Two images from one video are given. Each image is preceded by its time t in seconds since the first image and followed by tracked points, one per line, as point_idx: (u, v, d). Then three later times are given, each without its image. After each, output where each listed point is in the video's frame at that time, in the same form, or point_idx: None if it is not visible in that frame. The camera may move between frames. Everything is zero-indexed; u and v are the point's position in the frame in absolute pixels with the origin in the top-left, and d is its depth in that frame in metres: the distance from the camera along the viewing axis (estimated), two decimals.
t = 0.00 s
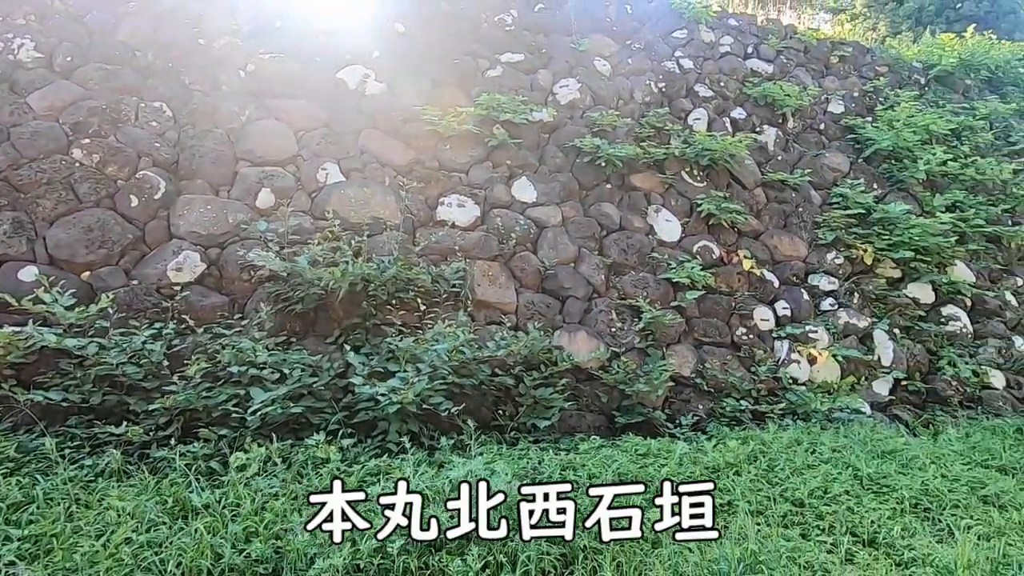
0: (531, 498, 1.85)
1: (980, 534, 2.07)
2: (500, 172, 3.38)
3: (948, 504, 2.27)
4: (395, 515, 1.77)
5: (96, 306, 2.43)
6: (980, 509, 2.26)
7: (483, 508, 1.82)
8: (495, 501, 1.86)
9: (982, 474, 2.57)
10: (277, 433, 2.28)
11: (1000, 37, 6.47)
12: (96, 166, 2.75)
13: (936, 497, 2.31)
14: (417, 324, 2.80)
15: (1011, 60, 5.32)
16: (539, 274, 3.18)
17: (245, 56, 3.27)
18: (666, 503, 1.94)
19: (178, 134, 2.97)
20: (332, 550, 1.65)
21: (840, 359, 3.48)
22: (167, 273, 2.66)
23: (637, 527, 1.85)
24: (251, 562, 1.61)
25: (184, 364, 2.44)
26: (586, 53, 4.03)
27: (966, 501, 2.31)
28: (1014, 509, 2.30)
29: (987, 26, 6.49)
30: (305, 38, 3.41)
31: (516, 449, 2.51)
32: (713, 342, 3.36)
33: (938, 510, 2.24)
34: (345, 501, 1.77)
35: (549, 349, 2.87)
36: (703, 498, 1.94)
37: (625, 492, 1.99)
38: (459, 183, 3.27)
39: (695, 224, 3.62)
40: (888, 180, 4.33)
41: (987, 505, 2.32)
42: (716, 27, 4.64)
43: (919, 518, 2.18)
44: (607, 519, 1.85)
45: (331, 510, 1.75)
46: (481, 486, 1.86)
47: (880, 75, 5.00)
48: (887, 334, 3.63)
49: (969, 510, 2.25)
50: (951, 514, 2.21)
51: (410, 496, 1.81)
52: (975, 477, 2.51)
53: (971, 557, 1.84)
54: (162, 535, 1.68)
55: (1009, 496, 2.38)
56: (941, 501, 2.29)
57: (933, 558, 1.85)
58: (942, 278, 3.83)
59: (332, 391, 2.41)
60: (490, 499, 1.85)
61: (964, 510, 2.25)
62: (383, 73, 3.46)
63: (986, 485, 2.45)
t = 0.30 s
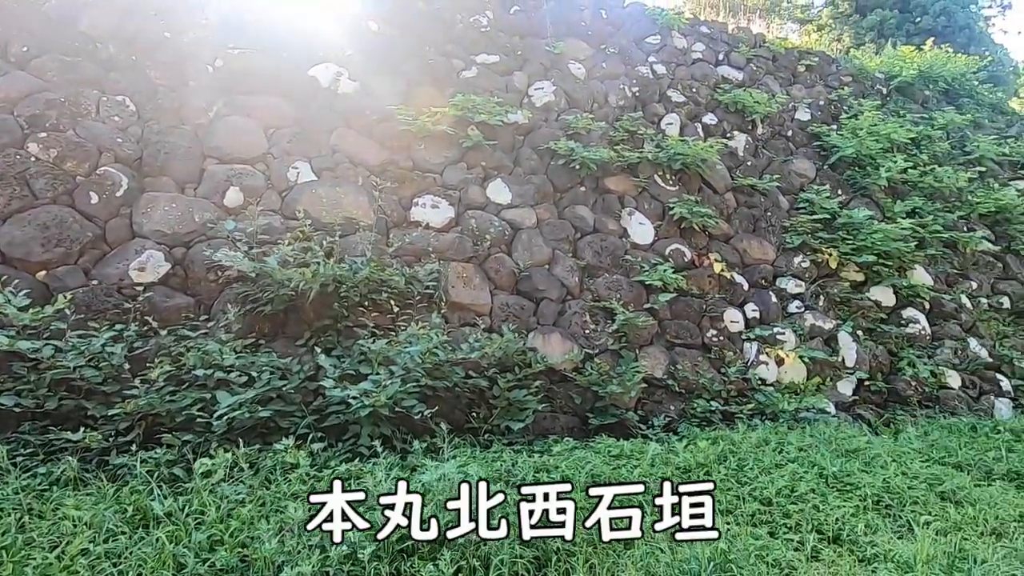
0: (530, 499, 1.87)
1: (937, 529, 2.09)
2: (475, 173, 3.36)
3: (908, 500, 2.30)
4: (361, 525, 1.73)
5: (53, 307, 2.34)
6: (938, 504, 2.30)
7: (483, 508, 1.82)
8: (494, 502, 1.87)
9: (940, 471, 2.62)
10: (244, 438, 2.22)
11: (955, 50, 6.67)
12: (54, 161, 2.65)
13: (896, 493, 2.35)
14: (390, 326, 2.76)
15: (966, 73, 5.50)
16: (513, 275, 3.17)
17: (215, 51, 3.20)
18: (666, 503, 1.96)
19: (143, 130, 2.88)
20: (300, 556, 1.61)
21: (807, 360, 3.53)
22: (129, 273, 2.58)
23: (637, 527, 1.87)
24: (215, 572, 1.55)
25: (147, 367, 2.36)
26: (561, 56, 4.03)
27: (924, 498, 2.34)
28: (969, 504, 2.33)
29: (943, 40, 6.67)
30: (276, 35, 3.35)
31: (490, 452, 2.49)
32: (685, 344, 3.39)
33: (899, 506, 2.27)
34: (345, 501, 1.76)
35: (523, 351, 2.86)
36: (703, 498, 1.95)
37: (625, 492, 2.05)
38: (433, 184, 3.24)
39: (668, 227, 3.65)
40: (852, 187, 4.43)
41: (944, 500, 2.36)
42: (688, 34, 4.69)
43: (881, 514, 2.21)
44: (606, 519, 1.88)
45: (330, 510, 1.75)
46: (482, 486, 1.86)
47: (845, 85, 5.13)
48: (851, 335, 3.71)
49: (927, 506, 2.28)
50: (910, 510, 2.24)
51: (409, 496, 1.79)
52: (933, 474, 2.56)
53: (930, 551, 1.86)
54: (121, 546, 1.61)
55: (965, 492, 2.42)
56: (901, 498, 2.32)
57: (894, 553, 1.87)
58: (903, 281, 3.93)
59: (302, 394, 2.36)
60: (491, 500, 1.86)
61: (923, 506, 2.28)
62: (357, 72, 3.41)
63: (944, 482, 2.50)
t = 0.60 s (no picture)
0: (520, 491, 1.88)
1: (904, 525, 2.11)
2: (454, 173, 3.33)
3: (877, 498, 2.33)
4: (336, 530, 1.70)
5: (13, 308, 2.26)
6: (905, 501, 2.33)
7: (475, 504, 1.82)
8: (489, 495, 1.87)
9: (907, 469, 2.66)
10: (215, 442, 2.17)
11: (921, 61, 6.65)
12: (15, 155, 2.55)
13: (866, 491, 2.38)
14: (366, 328, 2.73)
15: (932, 82, 5.64)
16: (491, 276, 3.15)
17: (186, 46, 3.12)
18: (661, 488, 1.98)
19: (109, 125, 2.79)
20: (271, 563, 1.57)
21: (780, 361, 3.58)
22: (95, 272, 2.50)
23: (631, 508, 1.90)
24: None
25: (113, 369, 2.29)
26: (540, 57, 4.03)
27: (892, 495, 2.37)
28: (935, 500, 2.36)
29: (910, 51, 6.70)
30: (250, 30, 3.28)
31: (467, 453, 2.47)
32: (661, 345, 3.41)
33: (868, 504, 2.30)
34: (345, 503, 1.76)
35: (501, 352, 2.85)
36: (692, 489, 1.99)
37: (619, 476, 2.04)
38: (410, 184, 3.20)
39: (645, 229, 3.67)
40: (823, 191, 4.50)
41: (911, 498, 2.39)
42: (665, 39, 4.72)
43: (850, 512, 2.23)
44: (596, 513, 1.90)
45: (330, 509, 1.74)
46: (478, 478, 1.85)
47: (817, 91, 5.21)
48: (822, 336, 3.76)
49: (895, 503, 2.31)
50: (879, 507, 2.26)
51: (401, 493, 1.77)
52: (900, 472, 2.60)
53: (897, 548, 1.89)
54: (84, 555, 1.55)
55: (931, 488, 2.45)
56: (870, 496, 2.35)
57: (863, 550, 1.90)
58: (872, 284, 4.00)
59: (275, 398, 2.32)
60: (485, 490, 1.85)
61: (891, 503, 2.31)
62: (334, 70, 3.37)
63: (911, 479, 2.53)
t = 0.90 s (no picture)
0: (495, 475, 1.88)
1: (873, 521, 2.14)
2: (432, 172, 3.31)
3: (847, 495, 2.37)
4: (310, 532, 1.66)
5: None
6: (873, 497, 2.36)
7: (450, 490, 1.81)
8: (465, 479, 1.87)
9: (876, 466, 2.71)
10: (184, 444, 2.11)
11: (892, 68, 6.96)
12: None
13: (837, 488, 2.42)
14: (342, 327, 2.69)
15: (901, 89, 5.76)
16: (469, 276, 3.13)
17: (157, 37, 3.04)
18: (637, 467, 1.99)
19: (75, 117, 2.70)
20: (241, 567, 1.53)
21: (754, 361, 3.61)
22: (59, 269, 2.42)
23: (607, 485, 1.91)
24: None
25: (77, 370, 2.22)
26: (520, 57, 4.02)
27: (861, 492, 2.41)
28: (902, 496, 2.40)
29: (881, 58, 6.96)
30: (224, 22, 3.21)
31: (444, 454, 2.44)
32: (639, 345, 3.42)
33: (838, 500, 2.33)
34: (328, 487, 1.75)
35: (479, 352, 2.83)
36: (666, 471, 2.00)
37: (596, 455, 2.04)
38: (388, 182, 3.17)
39: (623, 229, 3.68)
40: (797, 195, 4.56)
41: (879, 494, 2.43)
42: (644, 41, 4.75)
43: (821, 509, 2.26)
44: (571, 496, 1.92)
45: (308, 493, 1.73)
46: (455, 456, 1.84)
47: (791, 96, 5.29)
48: (795, 337, 3.82)
49: (864, 499, 2.35)
50: (849, 503, 2.30)
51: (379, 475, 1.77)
52: (869, 469, 2.65)
53: (866, 543, 1.91)
54: (44, 562, 1.50)
55: (898, 485, 2.49)
56: (840, 493, 2.38)
57: (834, 546, 1.92)
58: (844, 285, 4.07)
59: (247, 399, 2.27)
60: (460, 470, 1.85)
61: (860, 499, 2.34)
62: (311, 65, 3.31)
63: (879, 476, 2.58)
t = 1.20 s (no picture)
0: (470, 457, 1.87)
1: (841, 516, 2.18)
2: (410, 169, 3.28)
3: (816, 491, 2.40)
4: (280, 534, 1.63)
5: None
6: (842, 492, 2.40)
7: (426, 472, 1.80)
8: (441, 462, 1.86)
9: (845, 462, 2.75)
10: (151, 445, 2.06)
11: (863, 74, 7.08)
12: None
13: (806, 484, 2.45)
14: (316, 325, 2.65)
15: (872, 94, 5.87)
16: (447, 274, 3.11)
17: (126, 26, 2.96)
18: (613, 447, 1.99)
19: (37, 107, 2.61)
20: (207, 571, 1.50)
21: (729, 359, 3.65)
22: (19, 265, 2.34)
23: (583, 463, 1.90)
24: None
25: (38, 369, 2.15)
26: (499, 55, 4.00)
27: (830, 487, 2.45)
28: (868, 491, 2.45)
29: (853, 63, 7.07)
30: (197, 12, 3.14)
31: (419, 453, 2.42)
32: (616, 343, 3.43)
33: (808, 496, 2.37)
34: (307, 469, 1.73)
35: (456, 351, 2.82)
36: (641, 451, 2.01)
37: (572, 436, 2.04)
38: (364, 179, 3.13)
39: (601, 229, 3.69)
40: (771, 196, 4.61)
41: (847, 489, 2.47)
42: (623, 42, 4.76)
43: (792, 504, 2.29)
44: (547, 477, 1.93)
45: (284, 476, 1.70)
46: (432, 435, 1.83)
47: (766, 99, 5.36)
48: (768, 336, 3.87)
49: (833, 495, 2.38)
50: (818, 499, 2.33)
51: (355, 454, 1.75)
52: (838, 465, 2.69)
53: (835, 537, 1.94)
54: None
55: (865, 480, 2.54)
56: (810, 488, 2.42)
57: (803, 541, 1.94)
58: (816, 285, 4.14)
59: (217, 398, 2.23)
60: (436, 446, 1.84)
61: (829, 495, 2.38)
62: (286, 58, 3.26)
63: (847, 472, 2.62)
